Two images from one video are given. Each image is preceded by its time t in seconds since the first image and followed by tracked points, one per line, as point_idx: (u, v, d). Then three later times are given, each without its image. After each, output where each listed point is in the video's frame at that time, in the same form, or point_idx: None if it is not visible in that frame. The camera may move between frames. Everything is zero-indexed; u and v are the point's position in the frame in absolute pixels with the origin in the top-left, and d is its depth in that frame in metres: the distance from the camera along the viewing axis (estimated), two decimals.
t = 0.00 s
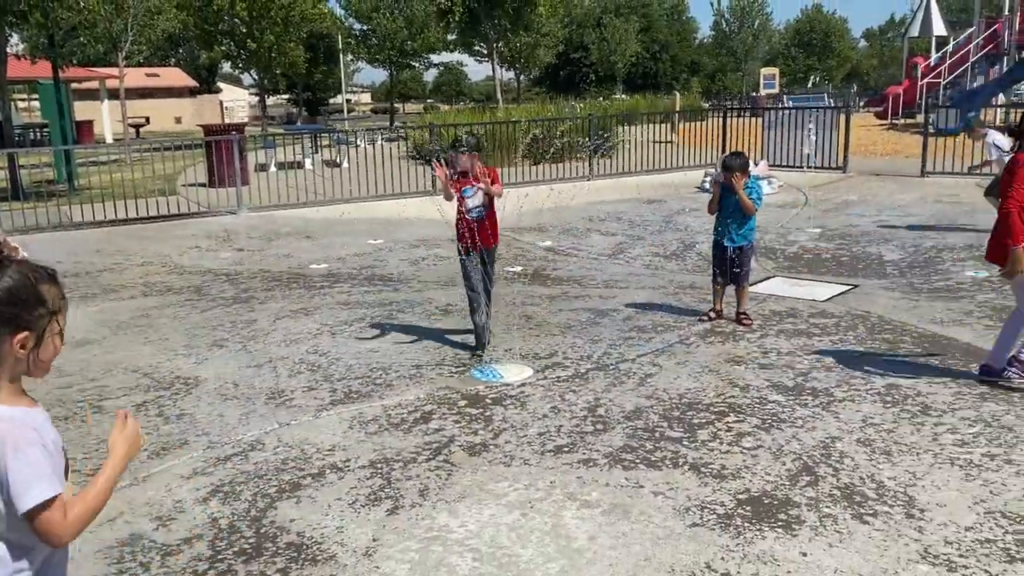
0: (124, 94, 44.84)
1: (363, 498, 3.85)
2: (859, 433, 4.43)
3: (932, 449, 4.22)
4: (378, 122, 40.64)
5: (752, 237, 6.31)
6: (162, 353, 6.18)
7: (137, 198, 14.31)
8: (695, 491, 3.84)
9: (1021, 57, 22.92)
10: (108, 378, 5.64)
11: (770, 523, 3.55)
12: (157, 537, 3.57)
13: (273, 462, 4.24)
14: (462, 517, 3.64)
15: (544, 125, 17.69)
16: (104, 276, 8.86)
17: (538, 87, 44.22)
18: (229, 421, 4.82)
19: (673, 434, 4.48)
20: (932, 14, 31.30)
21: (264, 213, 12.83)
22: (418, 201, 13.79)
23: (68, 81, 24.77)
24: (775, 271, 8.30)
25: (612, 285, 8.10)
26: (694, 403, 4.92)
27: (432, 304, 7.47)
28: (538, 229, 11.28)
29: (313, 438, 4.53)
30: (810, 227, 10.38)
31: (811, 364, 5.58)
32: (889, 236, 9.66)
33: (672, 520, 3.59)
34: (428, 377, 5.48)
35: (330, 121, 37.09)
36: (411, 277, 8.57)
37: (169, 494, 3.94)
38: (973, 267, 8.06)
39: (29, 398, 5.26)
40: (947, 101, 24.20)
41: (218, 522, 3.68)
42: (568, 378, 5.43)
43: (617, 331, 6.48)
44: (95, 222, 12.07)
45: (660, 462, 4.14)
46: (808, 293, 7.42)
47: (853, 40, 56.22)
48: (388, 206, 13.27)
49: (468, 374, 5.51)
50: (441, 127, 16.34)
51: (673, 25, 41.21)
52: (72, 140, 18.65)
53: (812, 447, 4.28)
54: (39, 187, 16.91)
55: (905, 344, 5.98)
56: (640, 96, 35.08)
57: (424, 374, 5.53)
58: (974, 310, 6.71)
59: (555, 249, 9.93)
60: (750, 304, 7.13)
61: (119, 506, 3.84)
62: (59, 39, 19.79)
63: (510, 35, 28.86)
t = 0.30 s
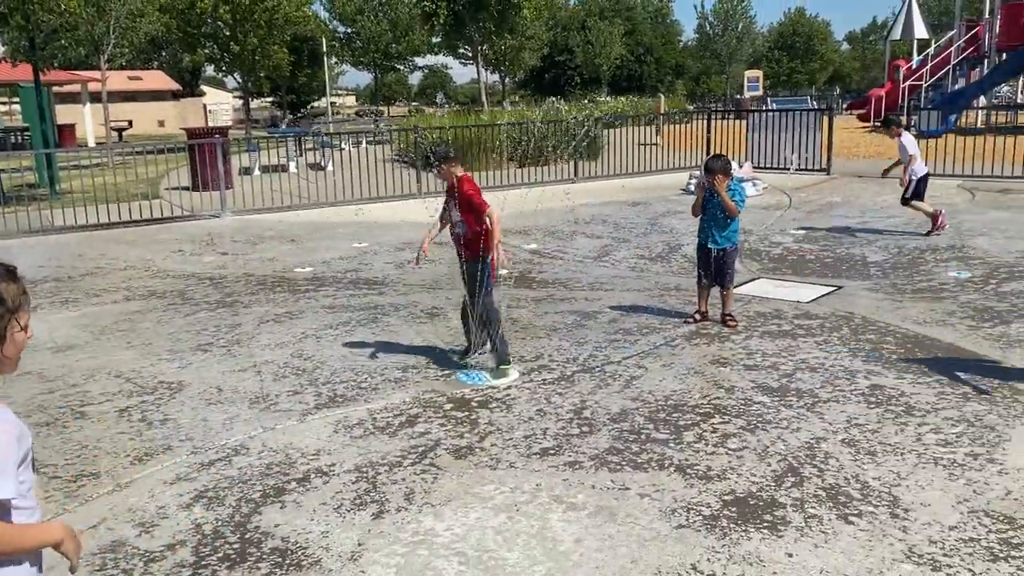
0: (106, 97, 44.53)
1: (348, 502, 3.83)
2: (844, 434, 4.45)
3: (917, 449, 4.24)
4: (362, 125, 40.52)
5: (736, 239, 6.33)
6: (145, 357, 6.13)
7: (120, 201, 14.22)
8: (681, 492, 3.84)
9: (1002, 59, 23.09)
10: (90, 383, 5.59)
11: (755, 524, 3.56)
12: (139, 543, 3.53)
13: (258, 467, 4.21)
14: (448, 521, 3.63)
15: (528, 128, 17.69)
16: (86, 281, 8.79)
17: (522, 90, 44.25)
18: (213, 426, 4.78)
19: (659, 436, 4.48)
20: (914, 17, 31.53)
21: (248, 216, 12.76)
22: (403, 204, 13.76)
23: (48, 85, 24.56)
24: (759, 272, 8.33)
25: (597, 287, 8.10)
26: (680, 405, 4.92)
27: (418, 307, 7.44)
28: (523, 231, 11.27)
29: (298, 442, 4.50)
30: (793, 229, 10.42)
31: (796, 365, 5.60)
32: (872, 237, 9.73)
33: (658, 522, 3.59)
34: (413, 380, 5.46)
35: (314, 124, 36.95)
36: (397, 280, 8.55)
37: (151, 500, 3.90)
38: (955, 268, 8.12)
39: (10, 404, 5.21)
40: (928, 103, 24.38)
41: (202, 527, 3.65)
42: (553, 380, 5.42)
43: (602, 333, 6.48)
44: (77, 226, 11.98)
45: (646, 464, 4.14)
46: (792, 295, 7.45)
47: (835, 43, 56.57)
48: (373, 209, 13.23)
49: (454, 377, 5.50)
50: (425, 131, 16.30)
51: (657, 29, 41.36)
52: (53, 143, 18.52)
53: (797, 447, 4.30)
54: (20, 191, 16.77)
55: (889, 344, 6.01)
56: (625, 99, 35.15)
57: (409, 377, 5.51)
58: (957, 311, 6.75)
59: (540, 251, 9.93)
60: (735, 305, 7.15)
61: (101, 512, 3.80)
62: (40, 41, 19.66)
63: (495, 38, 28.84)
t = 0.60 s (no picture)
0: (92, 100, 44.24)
1: (336, 506, 3.81)
2: (832, 434, 4.46)
3: (904, 448, 4.26)
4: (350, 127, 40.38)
5: (725, 238, 6.35)
6: (132, 362, 6.09)
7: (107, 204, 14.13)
8: (671, 494, 3.85)
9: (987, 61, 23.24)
10: (76, 389, 5.55)
11: (744, 525, 3.57)
12: (127, 549, 3.51)
13: (246, 472, 4.20)
14: (437, 524, 3.62)
15: (517, 130, 17.69)
16: (73, 285, 8.73)
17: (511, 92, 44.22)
18: (201, 430, 4.76)
19: (649, 437, 4.49)
20: (900, 19, 31.72)
21: (236, 219, 12.71)
22: (391, 207, 13.73)
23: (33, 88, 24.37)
24: (747, 274, 8.36)
25: (586, 289, 8.11)
26: (669, 406, 4.93)
27: (407, 310, 7.43)
28: (512, 233, 11.27)
29: (286, 446, 4.48)
30: (781, 230, 10.46)
31: (784, 366, 5.63)
32: (859, 238, 9.78)
33: (647, 524, 3.59)
34: (401, 383, 5.45)
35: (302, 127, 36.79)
36: (386, 283, 8.53)
37: (139, 505, 3.88)
38: (942, 269, 8.17)
39: None
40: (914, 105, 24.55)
41: (190, 532, 3.63)
42: (542, 382, 5.42)
43: (591, 335, 6.49)
44: (63, 230, 11.90)
45: (635, 466, 4.14)
46: (780, 295, 7.48)
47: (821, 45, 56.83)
48: (362, 212, 13.21)
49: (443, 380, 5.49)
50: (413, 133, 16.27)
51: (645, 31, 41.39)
52: (39, 147, 18.41)
53: (786, 448, 4.31)
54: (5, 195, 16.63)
55: (877, 344, 6.04)
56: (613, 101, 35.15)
57: (397, 381, 5.50)
58: (943, 311, 6.79)
59: (529, 254, 9.93)
60: (723, 306, 7.18)
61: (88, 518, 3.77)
62: (25, 44, 19.53)
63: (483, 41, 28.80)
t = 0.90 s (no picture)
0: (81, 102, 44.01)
1: (328, 509, 3.81)
2: (822, 435, 4.47)
3: (894, 448, 4.28)
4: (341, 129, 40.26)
5: (715, 239, 6.38)
6: (123, 365, 6.08)
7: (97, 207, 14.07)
8: (662, 495, 3.85)
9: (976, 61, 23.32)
10: (67, 392, 5.51)
11: (735, 525, 3.57)
12: (117, 553, 3.50)
13: (237, 474, 4.19)
14: (429, 527, 3.62)
15: (508, 131, 17.70)
16: (63, 288, 8.68)
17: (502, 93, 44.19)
18: (192, 433, 4.75)
19: (640, 438, 4.50)
20: (890, 19, 31.83)
21: (226, 222, 12.67)
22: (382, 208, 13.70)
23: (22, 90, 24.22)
24: (738, 274, 8.37)
25: (577, 290, 8.11)
26: (660, 406, 4.94)
27: (399, 311, 7.43)
28: (504, 235, 11.26)
29: (277, 449, 4.47)
30: (772, 230, 10.50)
31: (775, 366, 5.64)
32: (849, 238, 9.82)
33: (639, 524, 3.60)
34: (392, 385, 5.44)
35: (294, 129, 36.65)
36: (377, 284, 8.52)
37: (129, 509, 3.87)
38: (932, 268, 8.20)
39: None
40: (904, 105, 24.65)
41: (181, 536, 3.62)
42: (534, 384, 5.42)
43: (583, 336, 6.49)
44: (53, 232, 11.85)
45: (627, 467, 4.15)
46: (770, 295, 7.51)
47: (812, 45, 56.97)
48: (353, 214, 13.19)
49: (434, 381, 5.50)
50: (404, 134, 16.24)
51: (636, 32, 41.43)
52: (29, 149, 18.32)
53: (776, 448, 4.32)
54: None
55: (867, 344, 6.06)
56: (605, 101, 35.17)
57: (388, 383, 5.49)
58: (934, 310, 6.82)
59: (520, 254, 9.94)
60: (714, 306, 7.19)
61: (79, 522, 3.76)
62: (13, 44, 19.41)
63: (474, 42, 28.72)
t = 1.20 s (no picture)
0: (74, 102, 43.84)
1: (322, 510, 3.80)
2: (816, 433, 4.47)
3: (888, 446, 4.28)
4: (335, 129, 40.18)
5: (708, 240, 6.36)
6: (117, 366, 6.06)
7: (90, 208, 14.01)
8: (657, 494, 3.85)
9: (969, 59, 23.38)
10: (60, 394, 5.49)
11: (730, 524, 3.57)
12: (110, 556, 3.48)
13: (231, 476, 4.17)
14: (424, 527, 3.61)
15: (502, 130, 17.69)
16: (57, 289, 8.65)
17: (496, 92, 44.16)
18: (186, 434, 4.73)
19: (635, 437, 4.49)
20: (883, 18, 31.89)
21: (220, 222, 12.63)
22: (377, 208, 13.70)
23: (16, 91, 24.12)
24: (733, 273, 8.38)
25: (573, 289, 8.11)
26: (655, 406, 4.94)
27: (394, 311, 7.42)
28: (499, 234, 11.25)
29: (272, 450, 4.46)
30: (766, 228, 10.52)
31: (769, 364, 5.64)
32: (843, 236, 9.84)
33: (634, 524, 3.59)
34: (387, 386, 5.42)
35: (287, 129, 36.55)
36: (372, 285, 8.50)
37: (123, 511, 3.85)
38: (926, 266, 8.21)
39: None
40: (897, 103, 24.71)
41: (175, 538, 3.61)
42: (529, 384, 5.41)
43: (578, 335, 6.49)
44: (45, 233, 11.81)
45: (622, 466, 4.14)
46: (765, 294, 7.51)
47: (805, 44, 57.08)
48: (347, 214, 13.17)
49: (429, 382, 5.49)
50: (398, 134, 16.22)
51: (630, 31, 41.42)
52: (22, 150, 18.25)
53: (771, 447, 4.32)
54: None
55: (861, 342, 6.07)
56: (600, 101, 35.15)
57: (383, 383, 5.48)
58: (928, 309, 6.82)
59: (515, 254, 9.93)
60: (709, 305, 7.19)
61: (72, 525, 3.74)
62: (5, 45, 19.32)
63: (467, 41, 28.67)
